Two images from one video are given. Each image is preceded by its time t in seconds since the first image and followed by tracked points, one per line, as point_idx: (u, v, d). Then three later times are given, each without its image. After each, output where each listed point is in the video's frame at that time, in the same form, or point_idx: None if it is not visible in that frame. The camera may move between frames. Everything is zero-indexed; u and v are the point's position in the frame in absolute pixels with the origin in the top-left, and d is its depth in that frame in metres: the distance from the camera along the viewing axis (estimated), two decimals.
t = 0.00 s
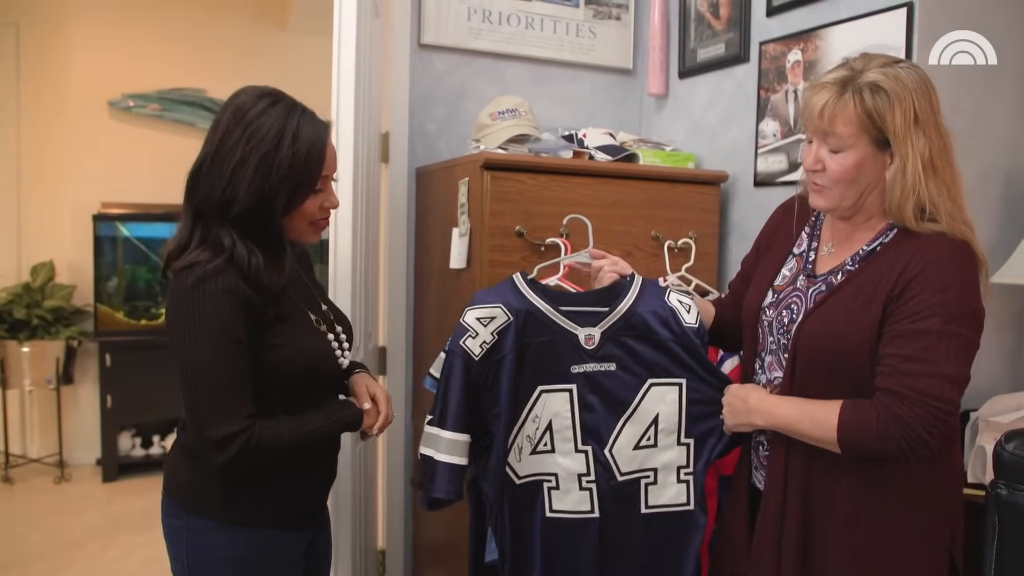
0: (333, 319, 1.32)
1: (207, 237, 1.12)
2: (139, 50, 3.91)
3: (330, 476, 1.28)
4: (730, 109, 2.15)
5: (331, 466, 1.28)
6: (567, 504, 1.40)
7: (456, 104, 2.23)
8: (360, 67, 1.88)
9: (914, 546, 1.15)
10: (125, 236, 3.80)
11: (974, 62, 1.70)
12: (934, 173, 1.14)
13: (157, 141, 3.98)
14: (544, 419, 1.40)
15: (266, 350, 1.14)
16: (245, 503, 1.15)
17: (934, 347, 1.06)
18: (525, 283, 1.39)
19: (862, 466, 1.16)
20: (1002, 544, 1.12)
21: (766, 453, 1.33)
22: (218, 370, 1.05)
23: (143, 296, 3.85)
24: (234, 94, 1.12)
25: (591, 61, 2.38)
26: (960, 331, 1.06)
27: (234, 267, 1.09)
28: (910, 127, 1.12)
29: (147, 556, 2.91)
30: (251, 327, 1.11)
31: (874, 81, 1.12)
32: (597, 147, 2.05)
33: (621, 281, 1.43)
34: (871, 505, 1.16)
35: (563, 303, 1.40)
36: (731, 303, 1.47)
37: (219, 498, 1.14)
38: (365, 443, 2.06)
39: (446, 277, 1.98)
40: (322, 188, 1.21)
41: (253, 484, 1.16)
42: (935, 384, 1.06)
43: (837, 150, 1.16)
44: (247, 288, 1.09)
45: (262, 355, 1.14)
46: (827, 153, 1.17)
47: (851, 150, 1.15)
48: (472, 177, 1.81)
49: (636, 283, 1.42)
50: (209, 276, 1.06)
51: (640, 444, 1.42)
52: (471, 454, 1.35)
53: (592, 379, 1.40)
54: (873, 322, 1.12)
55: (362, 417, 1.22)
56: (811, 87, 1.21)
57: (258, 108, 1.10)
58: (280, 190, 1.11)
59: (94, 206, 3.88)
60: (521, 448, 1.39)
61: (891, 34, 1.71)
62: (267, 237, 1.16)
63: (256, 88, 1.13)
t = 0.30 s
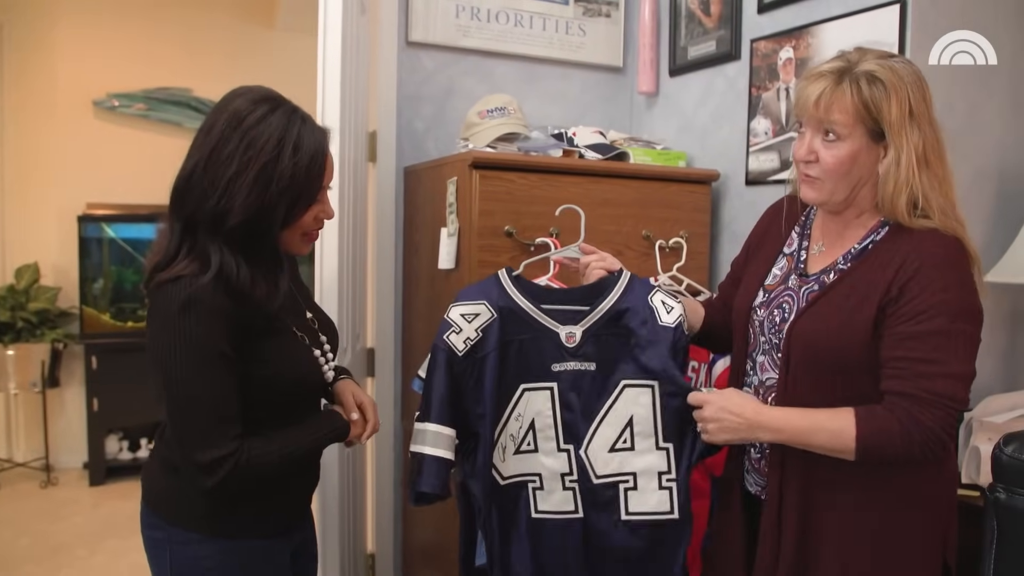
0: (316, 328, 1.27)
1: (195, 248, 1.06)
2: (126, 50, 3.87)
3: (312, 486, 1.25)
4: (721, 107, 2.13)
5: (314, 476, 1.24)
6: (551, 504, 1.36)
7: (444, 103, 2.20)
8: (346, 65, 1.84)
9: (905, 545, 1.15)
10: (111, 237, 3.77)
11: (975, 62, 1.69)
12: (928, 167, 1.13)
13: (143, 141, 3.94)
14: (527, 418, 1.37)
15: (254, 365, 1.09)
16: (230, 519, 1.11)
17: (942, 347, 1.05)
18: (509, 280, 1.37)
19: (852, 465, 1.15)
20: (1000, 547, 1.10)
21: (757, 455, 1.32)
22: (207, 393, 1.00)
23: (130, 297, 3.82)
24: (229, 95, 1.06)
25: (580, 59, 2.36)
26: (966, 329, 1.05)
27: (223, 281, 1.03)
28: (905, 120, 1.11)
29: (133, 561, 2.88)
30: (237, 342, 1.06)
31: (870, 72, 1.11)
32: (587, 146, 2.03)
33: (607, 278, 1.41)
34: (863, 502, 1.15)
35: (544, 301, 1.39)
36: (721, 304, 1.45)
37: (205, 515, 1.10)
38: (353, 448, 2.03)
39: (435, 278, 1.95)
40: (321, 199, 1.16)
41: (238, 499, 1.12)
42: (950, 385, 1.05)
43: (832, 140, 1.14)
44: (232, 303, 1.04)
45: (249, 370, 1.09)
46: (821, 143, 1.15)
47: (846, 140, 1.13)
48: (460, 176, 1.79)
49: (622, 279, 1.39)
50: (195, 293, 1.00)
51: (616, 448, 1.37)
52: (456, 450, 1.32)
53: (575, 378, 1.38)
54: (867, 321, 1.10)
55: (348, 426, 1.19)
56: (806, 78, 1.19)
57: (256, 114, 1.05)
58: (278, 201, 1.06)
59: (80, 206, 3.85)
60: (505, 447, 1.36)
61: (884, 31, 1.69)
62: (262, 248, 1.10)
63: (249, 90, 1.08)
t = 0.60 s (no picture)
0: (301, 331, 1.25)
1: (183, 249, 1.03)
2: (114, 47, 3.84)
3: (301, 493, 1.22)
4: (715, 105, 2.12)
5: (302, 482, 1.22)
6: (550, 503, 1.36)
7: (435, 101, 2.18)
8: (335, 62, 1.81)
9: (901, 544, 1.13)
10: (100, 236, 3.74)
11: (975, 63, 1.68)
12: (936, 164, 1.12)
13: (132, 139, 3.91)
14: (526, 414, 1.37)
15: (243, 370, 1.07)
16: (220, 529, 1.09)
17: (957, 346, 1.03)
18: (503, 275, 1.39)
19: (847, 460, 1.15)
20: (1001, 553, 1.08)
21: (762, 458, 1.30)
22: (197, 399, 0.97)
23: (119, 297, 3.79)
24: (220, 90, 1.04)
25: (574, 56, 2.34)
26: (981, 328, 1.04)
27: (212, 283, 1.00)
28: (916, 114, 1.10)
29: (121, 564, 2.85)
30: (227, 346, 1.03)
31: (885, 62, 1.12)
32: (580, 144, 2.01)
33: (604, 274, 1.38)
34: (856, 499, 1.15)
35: (541, 297, 1.38)
36: (718, 304, 1.43)
37: (194, 524, 1.07)
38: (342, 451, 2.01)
39: (426, 277, 1.93)
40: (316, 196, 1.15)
41: (228, 508, 1.09)
42: (968, 383, 1.03)
43: (841, 128, 1.13)
44: (221, 305, 1.01)
45: (238, 375, 1.06)
46: (830, 130, 1.14)
47: (855, 128, 1.12)
48: (452, 174, 1.76)
49: (617, 275, 1.37)
50: (184, 296, 0.97)
51: (620, 441, 1.32)
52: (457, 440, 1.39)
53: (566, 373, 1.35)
54: (876, 319, 1.09)
55: (339, 430, 1.17)
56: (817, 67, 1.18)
57: (250, 110, 1.02)
58: (275, 199, 1.04)
59: (68, 205, 3.82)
60: (508, 441, 1.38)
61: (879, 29, 1.67)
62: (257, 249, 1.07)
63: (253, 85, 1.06)
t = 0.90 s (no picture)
0: (284, 331, 1.24)
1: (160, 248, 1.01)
2: (98, 45, 3.80)
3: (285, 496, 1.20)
4: (702, 104, 2.11)
5: (286, 486, 1.20)
6: (551, 513, 1.35)
7: (421, 99, 2.17)
8: (320, 60, 1.80)
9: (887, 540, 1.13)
10: (83, 235, 3.70)
11: (974, 62, 1.69)
12: (930, 174, 1.11)
13: (115, 137, 3.88)
14: (521, 422, 1.35)
15: (224, 371, 1.05)
16: (200, 534, 1.07)
17: (951, 346, 1.03)
18: (496, 281, 1.34)
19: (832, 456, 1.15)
20: (989, 555, 1.08)
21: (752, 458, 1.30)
22: (176, 399, 0.96)
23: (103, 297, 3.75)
24: (197, 85, 1.02)
25: (560, 55, 2.33)
26: (974, 330, 1.04)
27: (191, 281, 0.99)
28: (905, 129, 1.08)
29: (103, 566, 2.82)
30: (208, 346, 1.02)
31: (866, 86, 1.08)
32: (567, 143, 2.00)
33: (594, 274, 1.38)
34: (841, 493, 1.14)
35: (535, 299, 1.35)
36: (709, 305, 1.43)
37: (175, 530, 1.06)
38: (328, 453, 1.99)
39: (412, 278, 1.92)
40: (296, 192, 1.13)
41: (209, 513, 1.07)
42: (958, 384, 1.03)
43: (831, 157, 1.11)
44: (201, 304, 1.00)
45: (218, 376, 1.05)
46: (820, 160, 1.12)
47: (845, 156, 1.10)
48: (437, 173, 1.75)
49: (609, 275, 1.36)
50: (162, 295, 0.96)
51: (626, 441, 1.36)
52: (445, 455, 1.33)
53: (567, 375, 1.35)
54: (874, 320, 1.08)
55: (324, 431, 1.16)
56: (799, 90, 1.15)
57: (229, 104, 1.01)
58: (257, 193, 1.02)
59: (50, 204, 3.78)
60: (501, 453, 1.35)
61: (866, 28, 1.67)
62: (238, 247, 1.05)
63: (219, 82, 1.03)
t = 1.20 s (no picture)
0: (271, 331, 1.23)
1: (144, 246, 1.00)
2: (85, 45, 3.79)
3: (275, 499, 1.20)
4: (692, 104, 2.11)
5: (276, 488, 1.20)
6: (546, 517, 1.32)
7: (411, 99, 2.16)
8: (309, 60, 1.79)
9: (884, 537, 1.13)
10: (71, 236, 3.68)
11: (974, 62, 1.71)
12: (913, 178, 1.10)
13: (103, 137, 3.86)
14: (518, 428, 1.32)
15: (209, 372, 1.04)
16: (189, 538, 1.06)
17: (937, 349, 1.03)
18: (495, 286, 1.32)
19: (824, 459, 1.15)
20: (977, 554, 1.08)
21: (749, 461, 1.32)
22: (161, 400, 0.95)
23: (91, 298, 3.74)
24: (178, 82, 1.02)
25: (550, 55, 2.33)
26: (961, 331, 1.04)
27: (174, 280, 0.98)
28: (887, 132, 1.08)
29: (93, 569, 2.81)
30: (192, 346, 1.01)
31: (848, 88, 1.07)
32: (556, 143, 2.00)
33: (591, 280, 1.37)
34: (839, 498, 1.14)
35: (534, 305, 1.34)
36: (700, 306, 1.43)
37: (165, 534, 1.05)
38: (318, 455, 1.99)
39: (402, 278, 1.91)
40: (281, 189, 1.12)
41: (199, 517, 1.07)
42: (945, 387, 1.03)
43: (813, 158, 1.12)
44: (185, 303, 0.99)
45: (203, 377, 1.04)
46: (803, 161, 1.12)
47: (827, 158, 1.10)
48: (427, 174, 1.75)
49: (606, 282, 1.37)
50: (145, 294, 0.95)
51: (622, 447, 1.36)
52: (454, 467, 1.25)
53: (565, 382, 1.34)
54: (862, 324, 1.08)
55: (313, 434, 1.15)
56: (784, 88, 1.15)
57: (211, 100, 1.00)
58: (241, 189, 1.02)
59: (38, 205, 3.76)
60: (498, 459, 1.31)
61: (855, 29, 1.67)
62: (219, 241, 1.05)
63: (198, 80, 1.02)
